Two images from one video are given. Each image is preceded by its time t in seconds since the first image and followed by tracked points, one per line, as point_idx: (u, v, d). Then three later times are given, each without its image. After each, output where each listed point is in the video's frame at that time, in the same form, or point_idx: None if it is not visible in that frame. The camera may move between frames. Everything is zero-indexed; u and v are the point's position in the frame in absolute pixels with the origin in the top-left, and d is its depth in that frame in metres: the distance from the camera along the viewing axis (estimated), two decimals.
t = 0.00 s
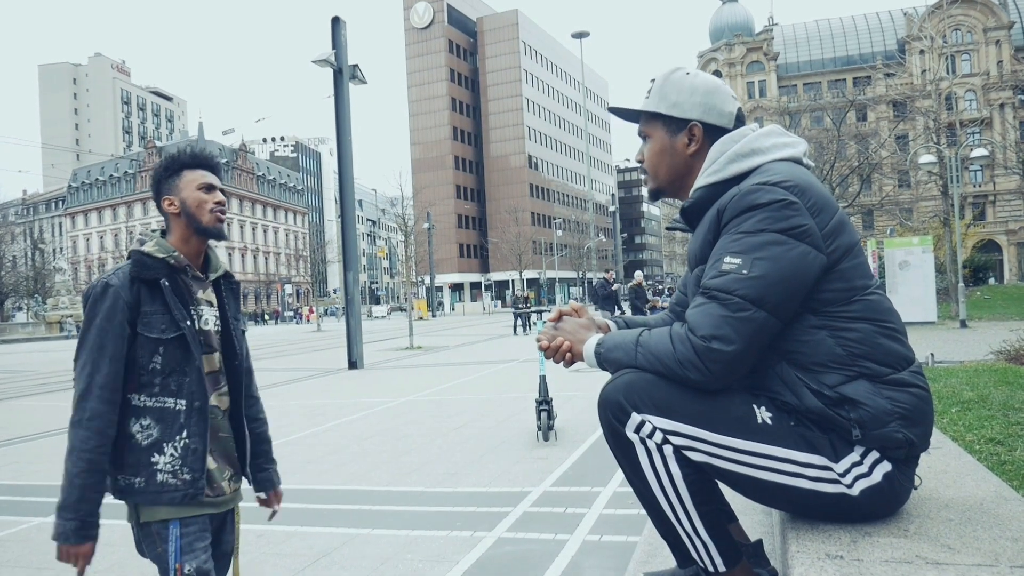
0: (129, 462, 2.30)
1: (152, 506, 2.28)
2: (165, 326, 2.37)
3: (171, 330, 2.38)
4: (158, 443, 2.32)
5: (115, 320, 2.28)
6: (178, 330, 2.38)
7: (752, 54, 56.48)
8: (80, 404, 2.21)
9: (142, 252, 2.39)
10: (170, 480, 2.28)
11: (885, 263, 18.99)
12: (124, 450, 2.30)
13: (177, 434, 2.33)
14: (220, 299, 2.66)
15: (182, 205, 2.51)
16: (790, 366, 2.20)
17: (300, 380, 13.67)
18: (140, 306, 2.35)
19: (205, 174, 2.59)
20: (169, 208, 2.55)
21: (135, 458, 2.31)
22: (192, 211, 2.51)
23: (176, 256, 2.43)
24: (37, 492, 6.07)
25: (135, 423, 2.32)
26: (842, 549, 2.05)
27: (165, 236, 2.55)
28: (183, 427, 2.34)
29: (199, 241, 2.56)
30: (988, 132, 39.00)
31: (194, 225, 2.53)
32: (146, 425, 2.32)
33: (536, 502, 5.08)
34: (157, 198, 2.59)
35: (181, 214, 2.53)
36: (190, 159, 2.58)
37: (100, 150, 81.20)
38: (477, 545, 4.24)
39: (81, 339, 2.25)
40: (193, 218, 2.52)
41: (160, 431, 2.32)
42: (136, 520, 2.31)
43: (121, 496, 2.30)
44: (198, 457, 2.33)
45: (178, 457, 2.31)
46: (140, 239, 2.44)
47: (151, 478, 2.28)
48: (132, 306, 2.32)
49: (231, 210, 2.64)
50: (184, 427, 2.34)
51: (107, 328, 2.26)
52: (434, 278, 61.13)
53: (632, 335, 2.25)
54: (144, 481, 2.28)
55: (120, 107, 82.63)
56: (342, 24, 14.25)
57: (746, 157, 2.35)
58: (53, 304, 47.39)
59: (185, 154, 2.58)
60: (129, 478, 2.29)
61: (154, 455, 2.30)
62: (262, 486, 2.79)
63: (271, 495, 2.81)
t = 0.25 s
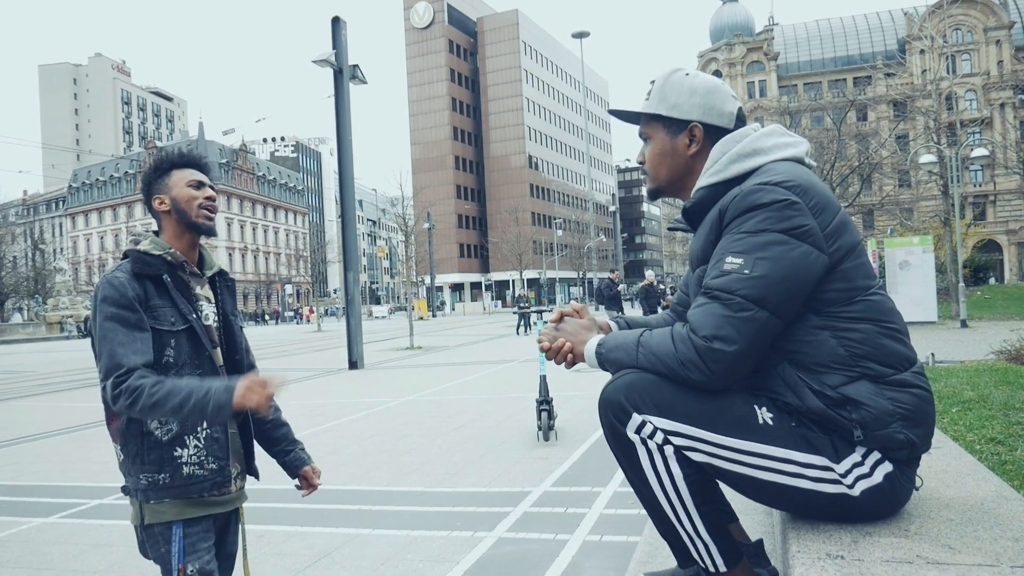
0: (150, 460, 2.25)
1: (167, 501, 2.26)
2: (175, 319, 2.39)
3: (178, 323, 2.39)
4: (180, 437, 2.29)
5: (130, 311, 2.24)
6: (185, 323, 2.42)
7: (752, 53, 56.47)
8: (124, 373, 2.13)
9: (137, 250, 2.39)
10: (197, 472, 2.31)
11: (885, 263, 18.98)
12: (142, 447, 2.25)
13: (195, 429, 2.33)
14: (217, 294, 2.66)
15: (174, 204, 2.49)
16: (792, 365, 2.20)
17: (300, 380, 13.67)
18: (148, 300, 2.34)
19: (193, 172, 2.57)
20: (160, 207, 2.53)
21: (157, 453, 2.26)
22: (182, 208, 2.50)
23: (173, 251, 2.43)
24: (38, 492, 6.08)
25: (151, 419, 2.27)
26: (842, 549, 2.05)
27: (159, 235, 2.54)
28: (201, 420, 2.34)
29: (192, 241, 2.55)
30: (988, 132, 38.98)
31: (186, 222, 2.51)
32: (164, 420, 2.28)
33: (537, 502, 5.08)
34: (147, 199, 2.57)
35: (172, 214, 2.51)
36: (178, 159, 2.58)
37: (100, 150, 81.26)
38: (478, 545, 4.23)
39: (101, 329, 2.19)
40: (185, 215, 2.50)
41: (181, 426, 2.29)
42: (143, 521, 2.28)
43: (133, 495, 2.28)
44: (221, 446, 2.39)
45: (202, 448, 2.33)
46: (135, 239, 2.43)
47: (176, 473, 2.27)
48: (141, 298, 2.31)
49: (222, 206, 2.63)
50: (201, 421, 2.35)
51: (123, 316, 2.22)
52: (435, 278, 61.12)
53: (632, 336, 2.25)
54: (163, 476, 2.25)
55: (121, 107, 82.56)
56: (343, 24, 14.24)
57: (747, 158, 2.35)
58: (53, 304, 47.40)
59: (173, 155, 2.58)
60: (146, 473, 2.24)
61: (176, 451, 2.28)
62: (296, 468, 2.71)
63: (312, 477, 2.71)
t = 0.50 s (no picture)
0: (159, 450, 2.25)
1: (173, 496, 2.25)
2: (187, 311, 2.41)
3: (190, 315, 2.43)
4: (189, 428, 2.30)
5: (148, 289, 2.27)
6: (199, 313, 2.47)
7: (753, 53, 56.47)
8: (154, 314, 2.18)
9: (141, 247, 2.39)
10: (206, 464, 2.30)
11: (886, 263, 18.97)
12: (153, 436, 2.26)
13: (207, 418, 2.34)
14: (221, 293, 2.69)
15: (175, 204, 2.47)
16: (791, 367, 2.20)
17: (300, 380, 13.67)
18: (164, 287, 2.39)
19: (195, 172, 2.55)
20: (160, 206, 2.50)
21: (167, 443, 2.26)
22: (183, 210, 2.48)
23: (178, 248, 2.44)
24: (38, 492, 6.07)
25: (163, 409, 2.27)
26: (843, 549, 2.05)
27: (159, 234, 2.52)
28: (212, 411, 2.36)
29: (192, 241, 2.54)
30: (988, 132, 38.97)
31: (186, 223, 2.49)
32: (174, 410, 2.28)
33: (537, 502, 5.08)
34: (147, 198, 2.55)
35: (172, 214, 2.49)
36: (180, 159, 2.56)
37: (100, 150, 81.25)
38: (477, 545, 4.24)
39: (120, 299, 2.23)
40: (186, 216, 2.47)
41: (190, 417, 2.29)
42: (147, 515, 2.26)
43: (138, 487, 2.27)
44: (231, 438, 2.41)
45: (212, 440, 2.33)
46: (137, 237, 2.43)
47: (185, 463, 2.27)
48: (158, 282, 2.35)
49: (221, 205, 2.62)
50: (212, 412, 2.36)
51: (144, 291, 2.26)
52: (435, 278, 61.13)
53: (633, 336, 2.25)
54: (172, 466, 2.25)
55: (121, 107, 82.55)
56: (343, 24, 14.23)
57: (746, 159, 2.35)
58: (53, 304, 47.36)
59: (175, 154, 2.55)
60: (153, 464, 2.24)
61: (185, 442, 2.28)
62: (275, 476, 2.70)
63: (285, 484, 2.71)
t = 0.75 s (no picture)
0: (159, 454, 2.24)
1: (174, 501, 2.24)
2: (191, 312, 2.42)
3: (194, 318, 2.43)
4: (190, 432, 2.29)
5: (150, 293, 2.26)
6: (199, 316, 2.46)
7: (752, 54, 56.46)
8: (161, 322, 2.13)
9: (146, 249, 2.38)
10: (207, 468, 2.30)
11: (885, 264, 18.97)
12: (153, 441, 2.24)
13: (207, 422, 2.33)
14: (221, 299, 2.70)
15: (175, 210, 2.49)
16: (790, 367, 2.20)
17: (300, 381, 13.67)
18: (165, 290, 2.37)
19: (200, 175, 2.56)
20: (161, 210, 2.52)
21: (167, 448, 2.25)
22: (183, 217, 2.49)
23: (181, 252, 2.44)
24: (38, 493, 6.07)
25: (162, 413, 2.26)
26: (842, 549, 2.05)
27: (161, 237, 2.53)
28: (211, 414, 2.36)
29: (194, 245, 2.55)
30: (988, 133, 39.02)
31: (185, 231, 2.50)
32: (175, 414, 2.27)
33: (537, 503, 5.09)
34: (150, 199, 2.55)
35: (173, 219, 2.51)
36: (183, 161, 2.54)
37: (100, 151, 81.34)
38: (477, 545, 4.24)
39: (119, 302, 2.21)
40: (184, 223, 2.49)
41: (191, 420, 2.29)
42: (148, 518, 2.25)
43: (138, 492, 2.26)
44: (231, 441, 2.41)
45: (212, 443, 2.33)
46: (140, 239, 2.43)
47: (186, 467, 2.26)
48: (161, 287, 2.33)
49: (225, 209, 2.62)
50: (211, 415, 2.36)
51: (147, 292, 2.25)
52: (434, 279, 61.12)
53: (631, 337, 2.25)
54: (172, 471, 2.23)
55: (120, 108, 82.58)
56: (342, 25, 14.24)
57: (746, 159, 2.35)
58: (53, 305, 47.37)
59: (178, 154, 2.53)
60: (153, 469, 2.23)
61: (186, 446, 2.27)
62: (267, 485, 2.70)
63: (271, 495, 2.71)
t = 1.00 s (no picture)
0: (166, 453, 2.24)
1: (180, 497, 2.24)
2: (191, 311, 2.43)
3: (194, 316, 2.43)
4: (195, 429, 2.29)
5: (148, 294, 2.26)
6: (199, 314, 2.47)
7: (752, 55, 56.47)
8: (159, 322, 2.14)
9: (142, 249, 2.38)
10: (213, 465, 2.31)
11: (885, 264, 18.98)
12: (159, 440, 2.25)
13: (212, 420, 2.34)
14: (221, 297, 2.71)
15: (163, 213, 2.49)
16: (791, 368, 2.20)
17: (300, 381, 13.66)
18: (163, 289, 2.37)
19: (187, 176, 2.55)
20: (150, 213, 2.52)
21: (173, 447, 2.25)
22: (172, 219, 2.49)
23: (178, 250, 2.44)
24: (38, 493, 6.06)
25: (168, 412, 2.27)
26: (843, 550, 2.05)
27: (153, 238, 2.53)
28: (217, 412, 2.36)
29: (187, 244, 2.56)
30: (988, 133, 39.03)
31: (175, 232, 2.51)
32: (180, 412, 2.28)
33: (537, 503, 5.09)
34: (139, 201, 2.54)
35: (161, 221, 2.51)
36: (171, 162, 2.53)
37: (100, 151, 81.42)
38: (478, 545, 4.24)
39: (118, 303, 2.21)
40: (173, 226, 2.50)
41: (196, 418, 2.29)
42: (155, 517, 2.25)
43: (145, 492, 2.27)
44: (236, 438, 2.41)
45: (219, 440, 2.34)
46: (135, 240, 2.43)
47: (192, 465, 2.26)
48: (159, 287, 2.33)
49: (213, 208, 2.62)
50: (216, 413, 2.37)
51: (146, 291, 2.26)
52: (434, 279, 61.16)
53: (633, 337, 2.25)
54: (178, 469, 2.24)
55: (121, 107, 82.49)
56: (343, 24, 14.24)
57: (745, 159, 2.36)
58: (53, 304, 47.38)
59: (166, 156, 2.52)
60: (160, 467, 2.23)
61: (191, 444, 2.28)
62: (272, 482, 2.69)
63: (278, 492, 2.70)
